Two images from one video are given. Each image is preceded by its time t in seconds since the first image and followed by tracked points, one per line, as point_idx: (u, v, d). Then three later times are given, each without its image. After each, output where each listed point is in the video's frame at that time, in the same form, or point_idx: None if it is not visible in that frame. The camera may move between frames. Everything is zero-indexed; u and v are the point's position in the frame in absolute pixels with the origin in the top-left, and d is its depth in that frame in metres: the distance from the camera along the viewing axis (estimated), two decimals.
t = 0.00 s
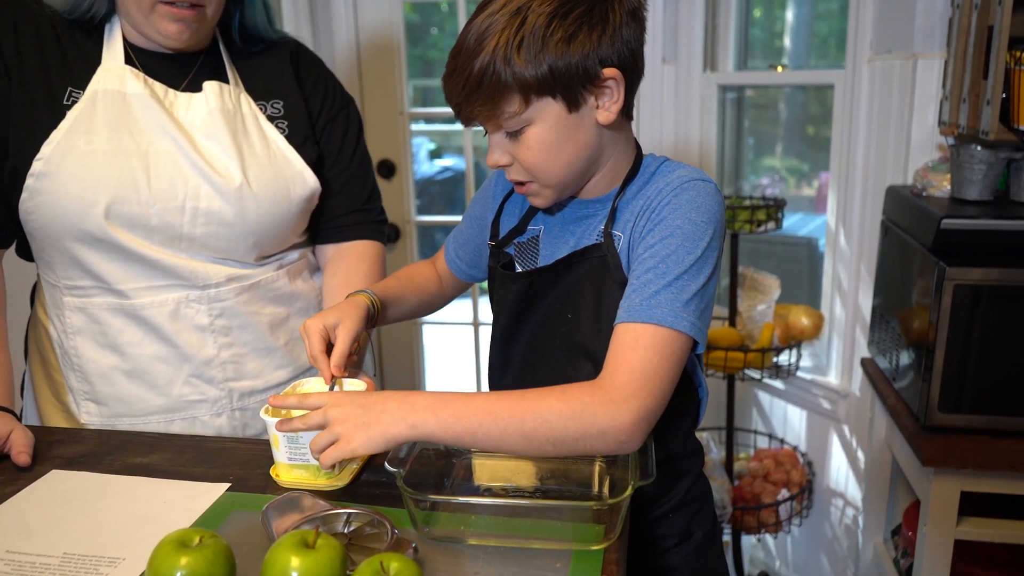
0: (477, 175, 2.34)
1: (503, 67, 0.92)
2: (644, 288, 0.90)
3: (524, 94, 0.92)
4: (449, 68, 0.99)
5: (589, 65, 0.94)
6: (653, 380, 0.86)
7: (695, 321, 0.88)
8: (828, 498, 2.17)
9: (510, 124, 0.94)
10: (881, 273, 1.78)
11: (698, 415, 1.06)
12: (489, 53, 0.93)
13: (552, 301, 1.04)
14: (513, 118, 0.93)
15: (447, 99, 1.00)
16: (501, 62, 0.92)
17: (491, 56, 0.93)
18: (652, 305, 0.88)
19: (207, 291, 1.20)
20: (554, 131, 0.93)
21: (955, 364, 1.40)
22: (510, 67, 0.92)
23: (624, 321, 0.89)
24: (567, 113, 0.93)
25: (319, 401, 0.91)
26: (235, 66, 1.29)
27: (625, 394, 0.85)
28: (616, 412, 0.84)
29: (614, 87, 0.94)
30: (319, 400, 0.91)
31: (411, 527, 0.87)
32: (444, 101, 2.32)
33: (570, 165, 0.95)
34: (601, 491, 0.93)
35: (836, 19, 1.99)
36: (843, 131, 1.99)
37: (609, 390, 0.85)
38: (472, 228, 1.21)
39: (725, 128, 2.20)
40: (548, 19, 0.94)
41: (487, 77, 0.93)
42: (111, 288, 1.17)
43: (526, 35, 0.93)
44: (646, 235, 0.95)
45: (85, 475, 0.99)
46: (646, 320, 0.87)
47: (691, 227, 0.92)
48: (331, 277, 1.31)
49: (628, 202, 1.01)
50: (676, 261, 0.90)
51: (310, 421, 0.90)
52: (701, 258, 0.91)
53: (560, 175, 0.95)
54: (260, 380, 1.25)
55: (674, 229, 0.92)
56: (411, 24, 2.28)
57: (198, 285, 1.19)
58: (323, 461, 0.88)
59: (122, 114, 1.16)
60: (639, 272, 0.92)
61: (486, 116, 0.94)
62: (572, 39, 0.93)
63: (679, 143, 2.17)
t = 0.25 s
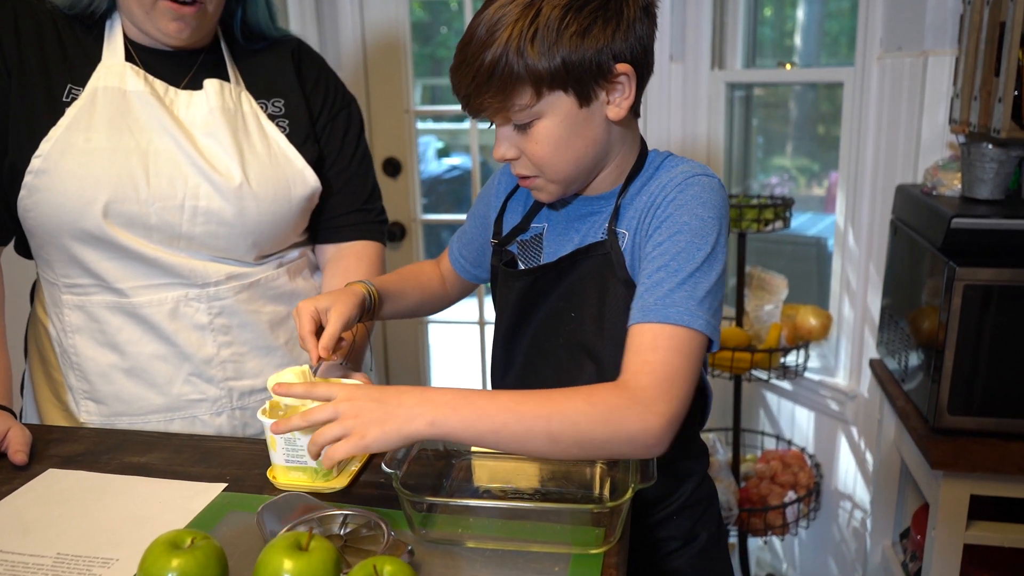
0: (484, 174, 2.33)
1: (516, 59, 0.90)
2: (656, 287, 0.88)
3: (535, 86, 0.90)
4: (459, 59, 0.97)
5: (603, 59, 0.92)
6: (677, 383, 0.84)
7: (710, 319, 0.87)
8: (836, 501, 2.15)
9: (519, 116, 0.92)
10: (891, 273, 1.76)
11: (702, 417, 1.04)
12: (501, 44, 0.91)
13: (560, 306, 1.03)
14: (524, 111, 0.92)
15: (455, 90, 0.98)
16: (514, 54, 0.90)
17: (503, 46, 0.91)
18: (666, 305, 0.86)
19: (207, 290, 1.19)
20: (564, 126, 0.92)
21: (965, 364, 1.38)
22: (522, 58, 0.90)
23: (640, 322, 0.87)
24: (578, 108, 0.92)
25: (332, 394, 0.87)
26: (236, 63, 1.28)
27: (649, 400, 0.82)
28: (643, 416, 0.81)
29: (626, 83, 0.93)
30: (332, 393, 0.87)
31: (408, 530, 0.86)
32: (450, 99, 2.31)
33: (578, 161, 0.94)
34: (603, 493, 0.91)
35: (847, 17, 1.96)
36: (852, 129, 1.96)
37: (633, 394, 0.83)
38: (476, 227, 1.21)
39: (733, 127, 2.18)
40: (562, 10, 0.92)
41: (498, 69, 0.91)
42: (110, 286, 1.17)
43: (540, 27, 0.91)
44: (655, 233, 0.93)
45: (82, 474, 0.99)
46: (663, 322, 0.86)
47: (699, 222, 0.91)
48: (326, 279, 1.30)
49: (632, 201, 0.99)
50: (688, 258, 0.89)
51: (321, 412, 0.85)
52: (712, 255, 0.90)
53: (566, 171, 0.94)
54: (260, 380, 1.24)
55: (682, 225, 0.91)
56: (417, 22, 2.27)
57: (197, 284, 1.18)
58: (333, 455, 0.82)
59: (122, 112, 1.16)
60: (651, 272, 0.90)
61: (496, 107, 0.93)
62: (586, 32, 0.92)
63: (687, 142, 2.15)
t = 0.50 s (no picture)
0: (492, 173, 2.33)
1: (555, 79, 0.87)
2: (746, 318, 0.89)
3: (577, 103, 0.88)
4: (478, 79, 0.91)
5: (632, 66, 0.92)
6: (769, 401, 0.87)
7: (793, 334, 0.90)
8: (844, 502, 2.13)
9: (563, 134, 0.89)
10: (900, 273, 1.74)
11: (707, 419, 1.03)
12: (539, 63, 0.87)
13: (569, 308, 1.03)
14: (564, 130, 0.89)
15: (475, 112, 0.92)
16: (553, 74, 0.87)
17: (542, 66, 0.87)
18: (754, 336, 0.88)
19: (209, 289, 1.19)
20: (604, 138, 0.90)
21: (975, 366, 1.36)
22: (565, 75, 0.87)
23: (741, 357, 0.89)
24: (613, 117, 0.91)
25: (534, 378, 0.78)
26: (240, 63, 1.27)
27: (752, 423, 0.84)
28: (748, 437, 0.84)
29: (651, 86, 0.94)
30: (530, 377, 0.79)
31: (408, 531, 0.85)
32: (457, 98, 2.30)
33: (613, 170, 0.93)
34: (605, 495, 0.91)
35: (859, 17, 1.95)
36: (862, 129, 1.95)
37: (728, 417, 0.84)
38: (483, 233, 1.19)
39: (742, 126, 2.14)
40: (588, 21, 0.89)
41: (537, 93, 0.87)
42: (112, 286, 1.17)
43: (573, 41, 0.88)
44: (704, 252, 0.93)
45: (85, 473, 0.99)
46: (753, 353, 0.88)
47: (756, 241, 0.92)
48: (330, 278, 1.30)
49: (660, 212, 0.98)
50: (763, 281, 0.90)
51: (540, 406, 0.77)
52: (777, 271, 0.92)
53: (602, 182, 0.93)
54: (263, 380, 1.24)
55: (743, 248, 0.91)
56: (425, 20, 2.26)
57: (199, 283, 1.18)
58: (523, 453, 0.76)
59: (125, 111, 1.16)
60: (720, 298, 0.91)
61: (540, 129, 0.88)
62: (615, 41, 0.90)
63: (695, 142, 2.13)
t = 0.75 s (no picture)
0: (499, 172, 2.33)
1: (615, 86, 0.86)
2: (796, 332, 0.96)
3: (634, 112, 0.87)
4: (529, 87, 0.89)
5: (682, 75, 0.92)
6: (806, 403, 0.98)
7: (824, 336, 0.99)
8: (850, 503, 2.12)
9: (613, 143, 0.88)
10: (907, 273, 1.74)
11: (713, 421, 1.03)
12: (597, 73, 0.86)
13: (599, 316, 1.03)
14: (618, 139, 0.88)
15: (523, 119, 0.91)
16: (613, 81, 0.86)
17: (601, 76, 0.86)
18: (803, 352, 0.96)
19: (212, 289, 1.19)
20: (654, 147, 0.90)
21: (981, 366, 1.36)
22: (623, 85, 0.86)
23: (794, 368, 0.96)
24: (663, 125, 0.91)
25: (655, 460, 0.79)
26: (244, 62, 1.28)
27: (796, 424, 0.94)
28: (795, 437, 0.94)
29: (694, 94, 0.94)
30: (647, 456, 0.79)
31: (411, 530, 0.85)
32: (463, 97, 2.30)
33: (656, 178, 0.93)
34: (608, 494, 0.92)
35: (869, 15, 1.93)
36: (870, 128, 1.94)
37: (775, 421, 0.93)
38: (503, 246, 1.18)
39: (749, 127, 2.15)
40: (644, 30, 0.89)
41: (597, 100, 0.86)
42: (116, 286, 1.17)
43: (630, 50, 0.87)
44: (758, 271, 0.97)
45: (90, 471, 0.99)
46: (802, 367, 0.96)
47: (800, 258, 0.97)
48: (333, 277, 1.30)
49: (706, 225, 1.00)
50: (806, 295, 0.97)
51: (674, 484, 0.79)
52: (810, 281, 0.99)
53: (645, 191, 0.93)
54: (266, 379, 1.25)
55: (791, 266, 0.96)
56: (432, 20, 2.26)
57: (203, 283, 1.19)
58: (665, 530, 0.79)
59: (130, 111, 1.16)
60: (772, 316, 0.97)
61: (591, 138, 0.87)
62: (668, 50, 0.90)
63: (701, 143, 2.13)
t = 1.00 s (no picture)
0: (507, 170, 2.34)
1: (667, 96, 0.86)
2: (821, 340, 0.97)
3: (682, 121, 0.88)
4: (579, 90, 0.90)
5: (731, 84, 0.92)
6: (820, 411, 0.98)
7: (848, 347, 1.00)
8: (857, 501, 2.13)
9: (659, 150, 0.89)
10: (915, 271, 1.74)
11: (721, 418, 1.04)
12: (650, 80, 0.86)
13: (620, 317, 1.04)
14: (663, 147, 0.88)
15: (570, 121, 0.91)
16: (666, 91, 0.86)
17: (654, 84, 0.86)
18: (825, 360, 0.97)
19: (222, 286, 1.21)
20: (698, 156, 0.91)
21: (988, 363, 1.36)
22: (675, 94, 0.86)
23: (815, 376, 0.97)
24: (708, 134, 0.91)
25: (668, 458, 0.80)
26: (253, 61, 1.29)
27: (810, 433, 0.95)
28: (808, 445, 0.94)
29: (740, 103, 0.95)
30: (661, 454, 0.80)
31: (421, 524, 0.86)
32: (471, 96, 2.31)
33: (695, 185, 0.94)
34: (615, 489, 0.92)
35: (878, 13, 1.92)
36: (876, 128, 1.93)
37: (788, 428, 0.94)
38: (525, 240, 1.19)
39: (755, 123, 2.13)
40: (699, 38, 0.89)
41: (648, 109, 0.86)
42: (127, 283, 1.19)
43: (683, 58, 0.87)
44: (787, 277, 0.97)
45: (103, 465, 1.00)
46: (823, 374, 0.97)
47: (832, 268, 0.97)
48: (341, 275, 1.31)
49: (738, 230, 1.00)
50: (835, 305, 0.97)
51: (683, 485, 0.80)
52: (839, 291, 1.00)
53: (683, 198, 0.94)
54: (276, 374, 1.26)
55: (824, 276, 0.96)
56: (439, 18, 2.27)
57: (213, 280, 1.20)
58: (666, 526, 0.81)
59: (141, 110, 1.18)
60: (797, 322, 0.97)
61: (638, 144, 0.88)
62: (720, 60, 0.90)
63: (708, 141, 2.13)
